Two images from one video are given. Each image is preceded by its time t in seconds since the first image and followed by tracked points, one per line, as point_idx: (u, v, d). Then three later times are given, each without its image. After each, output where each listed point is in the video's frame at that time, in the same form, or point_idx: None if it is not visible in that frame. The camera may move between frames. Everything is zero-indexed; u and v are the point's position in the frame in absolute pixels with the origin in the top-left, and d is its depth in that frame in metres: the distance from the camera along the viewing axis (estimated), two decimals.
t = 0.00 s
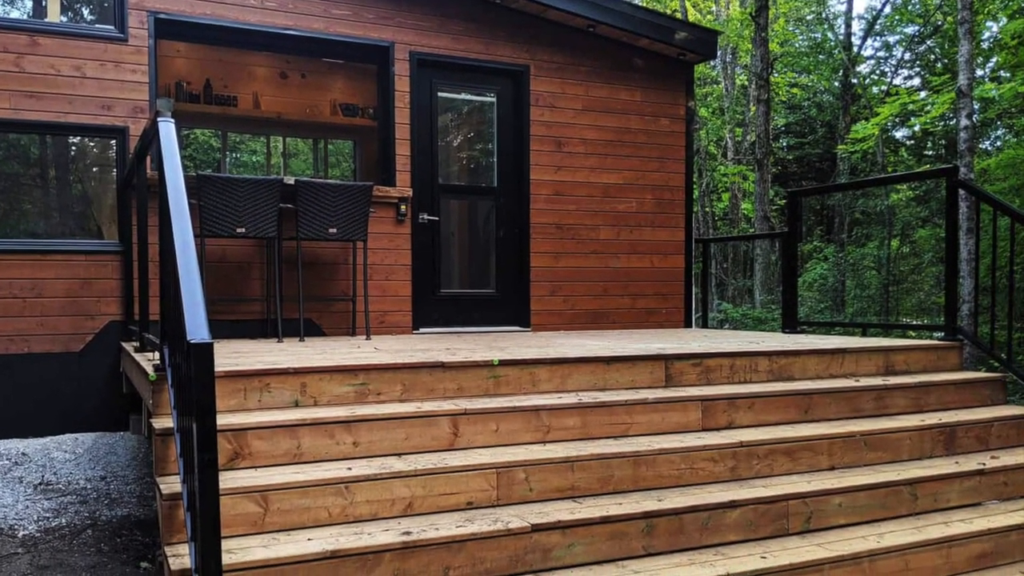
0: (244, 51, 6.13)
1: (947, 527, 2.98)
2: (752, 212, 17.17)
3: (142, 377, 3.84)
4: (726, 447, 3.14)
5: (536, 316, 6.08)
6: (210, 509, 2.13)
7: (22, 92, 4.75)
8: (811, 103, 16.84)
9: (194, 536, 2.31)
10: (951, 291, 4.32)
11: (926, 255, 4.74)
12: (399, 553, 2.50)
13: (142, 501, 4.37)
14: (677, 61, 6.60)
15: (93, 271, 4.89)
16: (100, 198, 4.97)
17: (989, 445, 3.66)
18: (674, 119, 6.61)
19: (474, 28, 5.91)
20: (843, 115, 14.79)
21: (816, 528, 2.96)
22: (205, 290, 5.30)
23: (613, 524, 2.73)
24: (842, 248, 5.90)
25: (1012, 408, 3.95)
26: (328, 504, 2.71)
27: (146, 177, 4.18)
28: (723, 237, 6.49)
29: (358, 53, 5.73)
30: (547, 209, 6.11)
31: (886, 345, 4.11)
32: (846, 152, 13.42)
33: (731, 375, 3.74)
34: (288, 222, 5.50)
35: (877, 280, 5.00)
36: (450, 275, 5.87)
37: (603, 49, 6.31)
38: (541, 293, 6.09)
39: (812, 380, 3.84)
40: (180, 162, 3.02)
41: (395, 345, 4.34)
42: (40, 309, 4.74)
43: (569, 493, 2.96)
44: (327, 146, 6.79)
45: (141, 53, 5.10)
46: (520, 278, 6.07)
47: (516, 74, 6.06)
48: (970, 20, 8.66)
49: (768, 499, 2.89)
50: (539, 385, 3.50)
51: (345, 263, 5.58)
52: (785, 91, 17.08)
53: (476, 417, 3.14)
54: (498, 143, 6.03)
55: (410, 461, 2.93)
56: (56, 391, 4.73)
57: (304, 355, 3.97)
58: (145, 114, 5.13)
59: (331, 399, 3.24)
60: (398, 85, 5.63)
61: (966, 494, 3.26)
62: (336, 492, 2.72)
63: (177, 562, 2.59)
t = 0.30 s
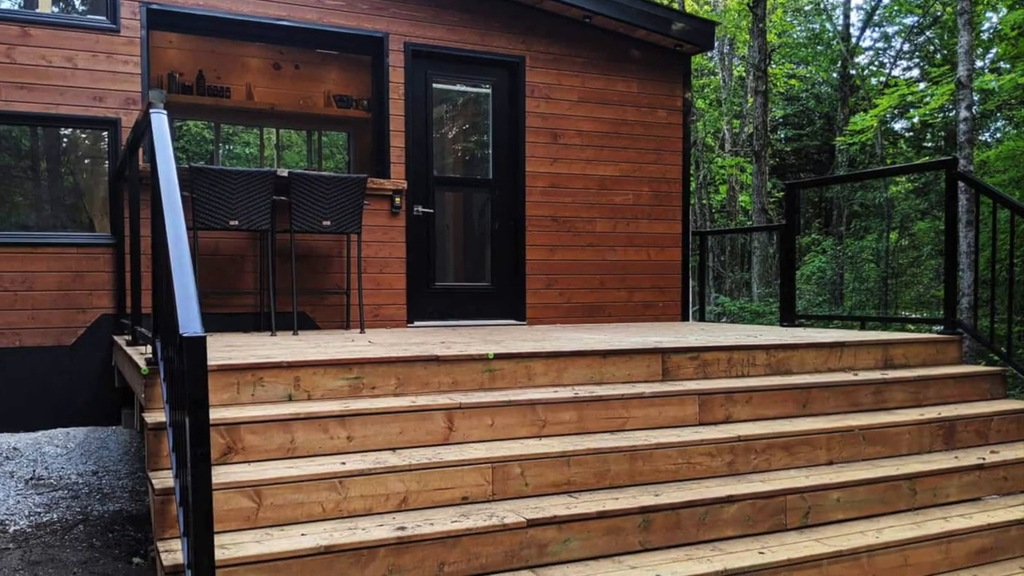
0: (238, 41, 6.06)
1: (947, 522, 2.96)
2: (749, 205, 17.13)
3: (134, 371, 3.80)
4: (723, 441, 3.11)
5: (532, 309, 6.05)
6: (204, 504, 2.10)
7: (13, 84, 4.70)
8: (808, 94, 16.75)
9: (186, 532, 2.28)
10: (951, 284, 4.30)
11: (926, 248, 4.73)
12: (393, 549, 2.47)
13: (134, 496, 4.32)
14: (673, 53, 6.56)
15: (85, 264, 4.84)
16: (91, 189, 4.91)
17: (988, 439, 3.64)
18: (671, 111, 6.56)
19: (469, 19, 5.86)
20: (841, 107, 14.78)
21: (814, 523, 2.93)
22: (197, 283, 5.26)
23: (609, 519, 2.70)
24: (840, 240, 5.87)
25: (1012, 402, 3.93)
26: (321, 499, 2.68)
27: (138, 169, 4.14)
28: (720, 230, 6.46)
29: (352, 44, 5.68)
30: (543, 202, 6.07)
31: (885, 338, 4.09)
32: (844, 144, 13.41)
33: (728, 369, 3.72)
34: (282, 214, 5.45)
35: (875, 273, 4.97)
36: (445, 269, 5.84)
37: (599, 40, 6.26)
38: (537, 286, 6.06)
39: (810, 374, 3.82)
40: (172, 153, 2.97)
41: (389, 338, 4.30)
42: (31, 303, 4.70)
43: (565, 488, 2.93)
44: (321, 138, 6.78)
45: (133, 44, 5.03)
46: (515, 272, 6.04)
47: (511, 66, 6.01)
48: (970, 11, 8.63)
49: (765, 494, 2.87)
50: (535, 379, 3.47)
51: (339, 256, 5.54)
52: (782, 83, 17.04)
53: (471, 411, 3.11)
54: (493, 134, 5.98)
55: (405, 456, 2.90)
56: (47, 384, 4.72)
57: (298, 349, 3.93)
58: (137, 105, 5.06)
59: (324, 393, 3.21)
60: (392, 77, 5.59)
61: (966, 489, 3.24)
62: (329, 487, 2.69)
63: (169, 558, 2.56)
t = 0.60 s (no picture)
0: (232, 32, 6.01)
1: (946, 517, 2.95)
2: (746, 197, 17.11)
3: (126, 365, 3.76)
4: (721, 436, 3.09)
5: (527, 303, 6.01)
6: (197, 499, 2.07)
7: (4, 75, 4.65)
8: (807, 85, 16.71)
9: (178, 527, 2.25)
10: (952, 276, 4.27)
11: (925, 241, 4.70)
12: (388, 544, 2.44)
13: (126, 491, 4.29)
14: (670, 44, 6.51)
15: (77, 257, 4.79)
16: (83, 181, 4.87)
17: (988, 433, 3.63)
18: (668, 102, 6.52)
19: (464, 10, 5.81)
20: (840, 98, 14.76)
21: (812, 518, 2.91)
22: (190, 275, 5.22)
23: (605, 514, 2.68)
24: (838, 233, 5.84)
25: (1012, 396, 3.91)
26: (315, 494, 2.65)
27: (130, 161, 4.09)
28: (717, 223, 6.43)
29: (346, 35, 5.62)
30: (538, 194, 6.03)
31: (884, 332, 4.07)
32: (843, 136, 13.40)
33: (725, 362, 3.69)
34: (275, 206, 5.40)
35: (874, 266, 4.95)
36: (440, 262, 5.80)
37: (596, 31, 6.21)
38: (533, 279, 6.03)
39: (808, 368, 3.80)
40: (165, 145, 2.93)
41: (384, 332, 4.26)
42: (22, 296, 4.65)
43: (561, 483, 2.91)
44: (315, 130, 6.77)
45: (125, 35, 4.98)
46: (510, 265, 6.00)
47: (507, 57, 5.96)
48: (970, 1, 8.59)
49: (763, 489, 2.85)
50: (531, 373, 3.44)
51: (333, 249, 5.50)
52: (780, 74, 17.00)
53: (466, 406, 3.08)
54: (489, 126, 5.94)
55: (399, 450, 2.88)
56: (39, 378, 4.65)
57: (292, 342, 3.89)
58: (130, 96, 5.00)
59: (318, 387, 3.17)
60: (386, 68, 5.54)
61: (966, 484, 3.22)
62: (323, 482, 2.66)
63: (161, 553, 2.53)
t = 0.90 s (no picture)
0: (226, 22, 5.95)
1: (946, 512, 2.93)
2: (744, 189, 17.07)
3: (118, 359, 3.72)
4: (718, 430, 3.06)
5: (523, 296, 5.98)
6: (189, 493, 2.04)
7: None
8: (805, 77, 16.68)
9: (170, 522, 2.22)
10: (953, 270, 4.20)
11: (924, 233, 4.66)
12: (382, 539, 2.42)
13: (118, 486, 4.26)
14: (667, 34, 6.47)
15: (68, 250, 4.74)
16: (75, 173, 4.80)
17: (988, 428, 3.61)
18: (664, 93, 6.48)
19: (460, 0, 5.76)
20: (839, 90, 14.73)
21: (810, 513, 2.89)
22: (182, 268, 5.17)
23: (602, 509, 2.65)
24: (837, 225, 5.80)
25: (1012, 390, 3.89)
26: (309, 489, 2.62)
27: (122, 153, 4.04)
28: (714, 215, 6.40)
29: (340, 25, 5.57)
30: (534, 186, 5.99)
31: (882, 325, 4.04)
32: (841, 127, 13.37)
33: (723, 356, 3.67)
34: (268, 198, 5.35)
35: (872, 259, 4.92)
36: (435, 254, 5.76)
37: (592, 22, 6.17)
38: (528, 272, 6.00)
39: (806, 361, 3.77)
40: (157, 137, 2.89)
41: (378, 325, 4.23)
42: (13, 289, 4.60)
43: (557, 477, 2.88)
44: (308, 121, 6.65)
45: (117, 26, 4.93)
46: (506, 258, 5.97)
47: (502, 48, 5.91)
48: None
49: (761, 484, 2.83)
50: (526, 367, 3.41)
51: (327, 241, 5.45)
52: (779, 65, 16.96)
53: (461, 400, 3.05)
54: (484, 118, 5.89)
55: (394, 445, 2.84)
56: (29, 371, 4.60)
57: (285, 336, 3.86)
58: (121, 88, 4.96)
59: (312, 380, 3.14)
60: (380, 58, 5.49)
61: (965, 478, 3.20)
62: (317, 476, 2.63)
63: (154, 548, 2.50)
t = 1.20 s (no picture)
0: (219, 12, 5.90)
1: (945, 507, 2.91)
2: (741, 181, 17.03)
3: (110, 352, 3.68)
4: (715, 424, 3.04)
5: (518, 289, 5.95)
6: (182, 486, 1.99)
7: None
8: (803, 67, 16.59)
9: (163, 518, 2.18)
10: (953, 260, 4.24)
11: (923, 226, 4.63)
12: (376, 535, 2.40)
13: (109, 480, 4.30)
14: (664, 25, 6.42)
15: (59, 242, 4.69)
16: (66, 165, 4.76)
17: (987, 422, 3.59)
18: (661, 84, 6.44)
19: None
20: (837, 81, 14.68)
21: (808, 508, 2.87)
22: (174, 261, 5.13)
23: (598, 504, 2.63)
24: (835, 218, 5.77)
25: (1012, 383, 3.87)
26: (302, 484, 2.59)
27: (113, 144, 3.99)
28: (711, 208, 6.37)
29: (334, 16, 5.51)
30: (529, 178, 5.95)
31: (881, 318, 4.02)
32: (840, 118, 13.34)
33: (720, 350, 3.64)
34: (261, 190, 5.31)
35: (871, 251, 4.90)
36: (429, 247, 5.72)
37: (588, 12, 6.12)
38: (524, 265, 5.96)
39: (804, 355, 3.75)
40: (149, 129, 2.85)
41: (372, 318, 4.19)
42: (4, 282, 4.55)
43: (552, 472, 2.85)
44: (301, 113, 6.60)
45: (109, 16, 4.88)
46: (501, 251, 5.93)
47: (497, 38, 5.86)
48: None
49: (758, 478, 2.80)
50: (521, 360, 3.38)
51: (320, 234, 5.41)
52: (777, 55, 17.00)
53: (456, 393, 3.02)
54: (479, 109, 5.85)
55: (388, 439, 2.81)
56: (21, 365, 4.53)
57: (278, 329, 3.82)
58: (114, 79, 4.89)
59: (305, 374, 3.11)
60: (374, 49, 5.44)
61: (965, 473, 3.18)
62: (310, 471, 2.60)
63: (146, 544, 2.46)
